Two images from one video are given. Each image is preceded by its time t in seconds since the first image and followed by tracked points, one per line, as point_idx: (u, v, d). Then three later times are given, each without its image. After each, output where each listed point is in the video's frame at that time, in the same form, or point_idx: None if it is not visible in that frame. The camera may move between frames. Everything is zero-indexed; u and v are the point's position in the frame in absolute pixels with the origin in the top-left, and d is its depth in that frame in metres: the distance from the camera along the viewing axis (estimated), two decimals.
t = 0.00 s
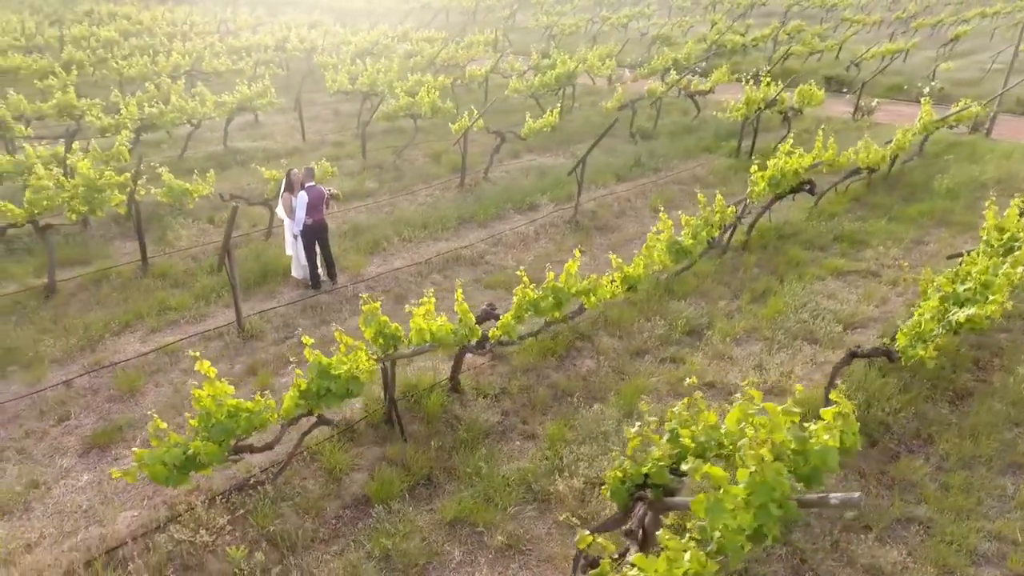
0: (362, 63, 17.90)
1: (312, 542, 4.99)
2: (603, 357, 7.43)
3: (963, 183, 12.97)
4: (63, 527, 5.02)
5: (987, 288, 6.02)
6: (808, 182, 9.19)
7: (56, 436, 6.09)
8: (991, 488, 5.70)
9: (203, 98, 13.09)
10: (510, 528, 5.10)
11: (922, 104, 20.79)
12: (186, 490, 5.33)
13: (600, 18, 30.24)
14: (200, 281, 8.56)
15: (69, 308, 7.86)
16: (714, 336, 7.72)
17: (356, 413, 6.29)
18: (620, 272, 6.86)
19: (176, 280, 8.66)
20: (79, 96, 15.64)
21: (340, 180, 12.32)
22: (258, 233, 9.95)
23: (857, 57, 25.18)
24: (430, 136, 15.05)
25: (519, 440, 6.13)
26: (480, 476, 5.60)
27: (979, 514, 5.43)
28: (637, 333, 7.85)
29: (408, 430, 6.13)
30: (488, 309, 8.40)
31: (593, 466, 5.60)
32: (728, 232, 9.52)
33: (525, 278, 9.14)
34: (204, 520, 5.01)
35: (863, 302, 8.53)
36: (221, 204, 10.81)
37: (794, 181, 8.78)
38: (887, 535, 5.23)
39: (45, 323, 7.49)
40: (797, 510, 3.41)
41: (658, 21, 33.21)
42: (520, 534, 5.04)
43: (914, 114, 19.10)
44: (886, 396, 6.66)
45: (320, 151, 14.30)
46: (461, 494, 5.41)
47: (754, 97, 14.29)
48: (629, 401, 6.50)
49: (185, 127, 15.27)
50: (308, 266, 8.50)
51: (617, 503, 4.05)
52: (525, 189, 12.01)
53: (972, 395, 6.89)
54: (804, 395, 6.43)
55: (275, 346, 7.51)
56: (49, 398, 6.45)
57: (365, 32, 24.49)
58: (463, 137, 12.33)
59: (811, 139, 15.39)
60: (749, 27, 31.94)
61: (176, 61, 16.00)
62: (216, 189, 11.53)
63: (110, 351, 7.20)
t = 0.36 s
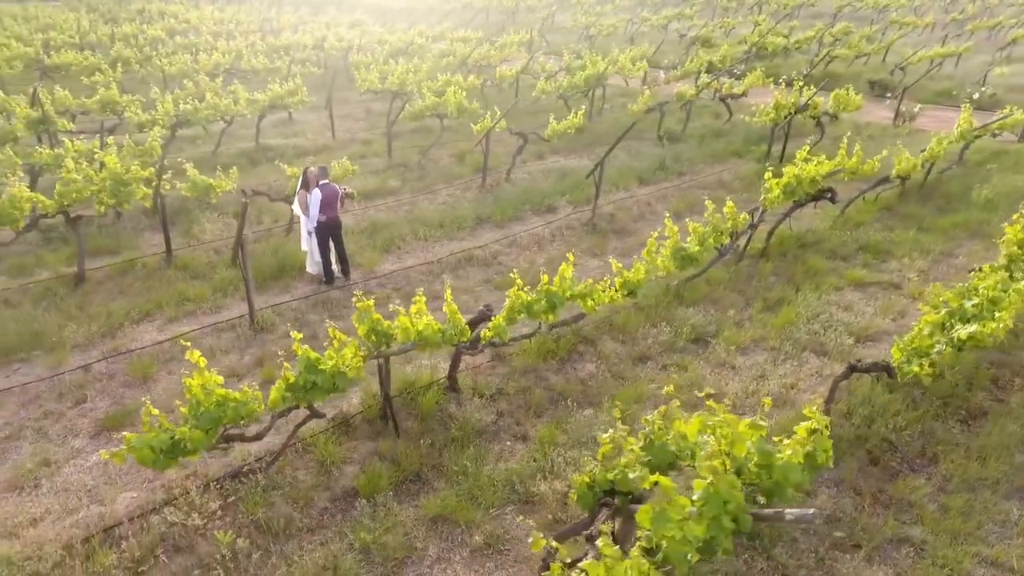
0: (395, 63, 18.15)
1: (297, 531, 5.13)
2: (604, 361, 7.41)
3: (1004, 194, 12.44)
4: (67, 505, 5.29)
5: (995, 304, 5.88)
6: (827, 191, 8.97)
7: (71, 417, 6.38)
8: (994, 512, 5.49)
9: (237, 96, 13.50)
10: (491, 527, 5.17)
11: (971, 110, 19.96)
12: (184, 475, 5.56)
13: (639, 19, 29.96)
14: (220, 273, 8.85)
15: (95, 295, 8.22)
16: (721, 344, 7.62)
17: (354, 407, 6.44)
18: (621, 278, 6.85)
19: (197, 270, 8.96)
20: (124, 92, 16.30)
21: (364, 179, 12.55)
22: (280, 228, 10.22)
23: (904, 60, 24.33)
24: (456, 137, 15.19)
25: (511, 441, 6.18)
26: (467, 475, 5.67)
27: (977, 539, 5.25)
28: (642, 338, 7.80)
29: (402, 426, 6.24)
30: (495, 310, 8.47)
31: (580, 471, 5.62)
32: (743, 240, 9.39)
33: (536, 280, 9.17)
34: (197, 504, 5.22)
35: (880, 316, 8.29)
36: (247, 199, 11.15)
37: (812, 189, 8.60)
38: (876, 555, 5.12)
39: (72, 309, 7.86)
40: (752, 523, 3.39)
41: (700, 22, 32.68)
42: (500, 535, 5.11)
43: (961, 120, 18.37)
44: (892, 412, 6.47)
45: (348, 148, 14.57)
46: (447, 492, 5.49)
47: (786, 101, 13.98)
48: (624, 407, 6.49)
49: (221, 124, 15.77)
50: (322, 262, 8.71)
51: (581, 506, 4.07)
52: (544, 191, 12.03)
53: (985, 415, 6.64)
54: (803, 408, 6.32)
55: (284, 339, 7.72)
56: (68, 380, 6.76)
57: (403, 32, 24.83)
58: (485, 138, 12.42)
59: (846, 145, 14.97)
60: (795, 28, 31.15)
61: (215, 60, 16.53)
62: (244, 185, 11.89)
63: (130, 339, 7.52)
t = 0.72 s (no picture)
0: (436, 62, 18.37)
1: (300, 517, 5.31)
2: (618, 365, 7.39)
3: None
4: (91, 479, 5.61)
5: (1016, 324, 5.72)
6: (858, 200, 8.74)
7: (102, 396, 6.73)
8: (1013, 540, 5.25)
9: (280, 93, 13.91)
10: (487, 524, 5.24)
11: None
12: (199, 457, 5.81)
13: (687, 20, 29.49)
14: (251, 265, 9.17)
15: (134, 282, 8.64)
16: (738, 353, 7.50)
17: (365, 400, 6.60)
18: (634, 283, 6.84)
19: (230, 261, 9.31)
20: (178, 88, 16.99)
21: (397, 177, 12.78)
22: (311, 223, 10.51)
23: (966, 65, 23.27)
24: (492, 137, 15.30)
25: (516, 441, 6.24)
26: (469, 471, 5.75)
27: (991, 568, 5.04)
28: (659, 344, 7.74)
29: (411, 421, 6.37)
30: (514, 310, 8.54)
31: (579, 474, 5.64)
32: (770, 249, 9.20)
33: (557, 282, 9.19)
34: (208, 485, 5.45)
35: (910, 331, 8.01)
36: (284, 194, 11.50)
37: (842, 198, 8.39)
38: None
39: (111, 295, 8.28)
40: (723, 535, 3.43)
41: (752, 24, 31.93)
42: (496, 533, 5.18)
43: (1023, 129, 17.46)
44: (911, 431, 6.25)
45: (385, 146, 14.85)
46: (447, 486, 5.59)
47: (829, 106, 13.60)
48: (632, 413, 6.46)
49: (266, 120, 16.27)
50: (348, 257, 8.95)
51: (566, 507, 4.08)
52: (574, 193, 12.02)
53: (1014, 439, 6.35)
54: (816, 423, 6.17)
55: (307, 331, 7.96)
56: (103, 362, 7.13)
57: (448, 32, 25.08)
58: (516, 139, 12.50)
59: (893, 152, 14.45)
60: (852, 30, 30.11)
61: (263, 57, 17.07)
62: (282, 180, 12.27)
63: (162, 325, 7.88)
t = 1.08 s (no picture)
0: (472, 62, 18.53)
1: (302, 503, 5.49)
2: (628, 368, 7.38)
3: None
4: (111, 456, 5.91)
5: None
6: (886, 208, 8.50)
7: (128, 379, 7.06)
8: None
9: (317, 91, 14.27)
10: (482, 520, 5.32)
11: None
12: (212, 441, 6.05)
13: (731, 21, 28.99)
14: (277, 258, 9.45)
15: (167, 271, 9.02)
16: (752, 361, 7.39)
17: (375, 392, 6.76)
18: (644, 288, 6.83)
19: (258, 253, 9.62)
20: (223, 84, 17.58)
21: (426, 175, 12.97)
22: (338, 219, 10.77)
23: None
24: (522, 137, 15.36)
25: (518, 440, 6.30)
26: (469, 467, 5.84)
27: None
28: (672, 348, 7.68)
29: (417, 415, 6.49)
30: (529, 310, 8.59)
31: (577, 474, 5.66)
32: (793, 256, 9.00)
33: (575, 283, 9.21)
34: (218, 468, 5.68)
35: (936, 345, 7.75)
36: (314, 189, 11.81)
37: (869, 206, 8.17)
38: None
39: (144, 282, 8.67)
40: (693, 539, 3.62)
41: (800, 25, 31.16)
42: (489, 529, 5.26)
43: None
44: (925, 447, 6.06)
45: (417, 144, 15.07)
46: (446, 480, 5.68)
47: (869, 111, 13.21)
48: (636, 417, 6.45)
49: (304, 117, 16.69)
50: (369, 253, 9.14)
51: (548, 506, 4.07)
52: (600, 195, 11.99)
53: None
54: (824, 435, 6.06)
55: (326, 324, 8.18)
56: (132, 346, 7.48)
57: (488, 31, 25.25)
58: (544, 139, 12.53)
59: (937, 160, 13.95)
60: (905, 33, 29.09)
61: (304, 56, 17.51)
62: (314, 175, 12.59)
63: (190, 313, 8.21)
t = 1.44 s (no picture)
0: (504, 62, 18.59)
1: (303, 492, 5.64)
2: (636, 372, 7.34)
3: None
4: (127, 439, 6.16)
5: None
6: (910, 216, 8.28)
7: (150, 366, 7.35)
8: None
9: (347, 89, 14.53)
10: (476, 517, 5.38)
11: None
12: (222, 428, 6.26)
13: (773, 22, 28.39)
14: (299, 252, 9.68)
15: (193, 263, 9.33)
16: (763, 369, 7.28)
17: (382, 387, 6.88)
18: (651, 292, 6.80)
19: (281, 248, 9.87)
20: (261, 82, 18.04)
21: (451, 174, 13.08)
22: (361, 215, 10.96)
23: None
24: (550, 138, 15.35)
25: (520, 439, 6.33)
26: (467, 464, 5.91)
27: None
28: (683, 354, 7.61)
29: (421, 411, 6.59)
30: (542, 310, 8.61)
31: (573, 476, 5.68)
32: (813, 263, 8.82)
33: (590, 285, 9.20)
34: (225, 455, 5.87)
35: (959, 358, 7.49)
36: (340, 186, 12.04)
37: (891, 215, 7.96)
38: None
39: (171, 273, 8.98)
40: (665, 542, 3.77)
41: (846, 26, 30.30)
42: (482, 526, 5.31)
43: None
44: (936, 464, 5.88)
45: (445, 143, 15.22)
46: (443, 476, 5.77)
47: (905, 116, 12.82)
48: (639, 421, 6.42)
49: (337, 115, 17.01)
50: (387, 249, 9.30)
51: (531, 504, 4.10)
52: (623, 197, 11.93)
53: None
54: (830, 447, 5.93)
55: (341, 318, 8.35)
56: (155, 334, 7.77)
57: (523, 32, 25.30)
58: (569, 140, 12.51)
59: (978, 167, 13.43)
60: (957, 35, 28.03)
61: (339, 55, 17.84)
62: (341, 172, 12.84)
63: (212, 304, 8.48)
